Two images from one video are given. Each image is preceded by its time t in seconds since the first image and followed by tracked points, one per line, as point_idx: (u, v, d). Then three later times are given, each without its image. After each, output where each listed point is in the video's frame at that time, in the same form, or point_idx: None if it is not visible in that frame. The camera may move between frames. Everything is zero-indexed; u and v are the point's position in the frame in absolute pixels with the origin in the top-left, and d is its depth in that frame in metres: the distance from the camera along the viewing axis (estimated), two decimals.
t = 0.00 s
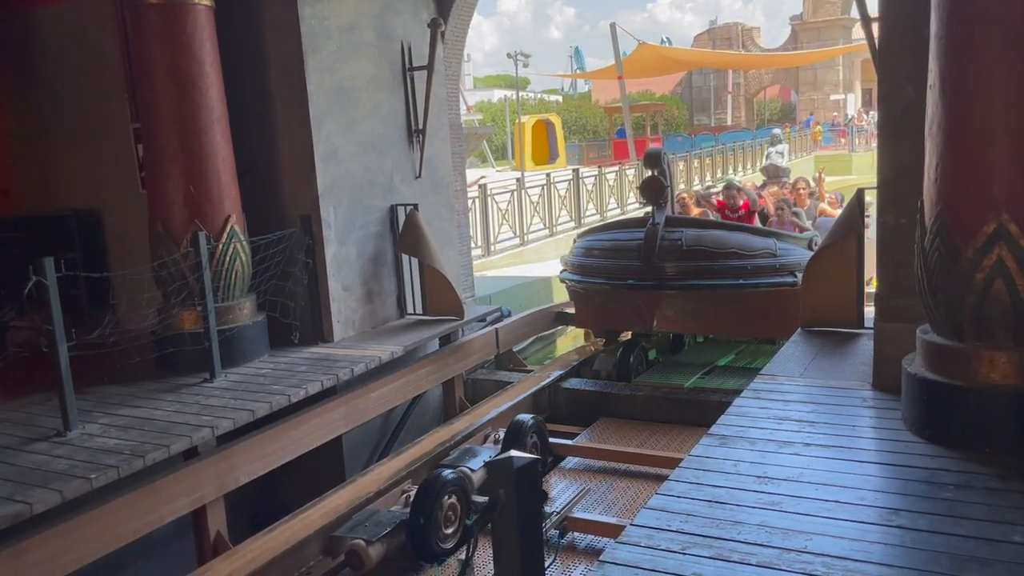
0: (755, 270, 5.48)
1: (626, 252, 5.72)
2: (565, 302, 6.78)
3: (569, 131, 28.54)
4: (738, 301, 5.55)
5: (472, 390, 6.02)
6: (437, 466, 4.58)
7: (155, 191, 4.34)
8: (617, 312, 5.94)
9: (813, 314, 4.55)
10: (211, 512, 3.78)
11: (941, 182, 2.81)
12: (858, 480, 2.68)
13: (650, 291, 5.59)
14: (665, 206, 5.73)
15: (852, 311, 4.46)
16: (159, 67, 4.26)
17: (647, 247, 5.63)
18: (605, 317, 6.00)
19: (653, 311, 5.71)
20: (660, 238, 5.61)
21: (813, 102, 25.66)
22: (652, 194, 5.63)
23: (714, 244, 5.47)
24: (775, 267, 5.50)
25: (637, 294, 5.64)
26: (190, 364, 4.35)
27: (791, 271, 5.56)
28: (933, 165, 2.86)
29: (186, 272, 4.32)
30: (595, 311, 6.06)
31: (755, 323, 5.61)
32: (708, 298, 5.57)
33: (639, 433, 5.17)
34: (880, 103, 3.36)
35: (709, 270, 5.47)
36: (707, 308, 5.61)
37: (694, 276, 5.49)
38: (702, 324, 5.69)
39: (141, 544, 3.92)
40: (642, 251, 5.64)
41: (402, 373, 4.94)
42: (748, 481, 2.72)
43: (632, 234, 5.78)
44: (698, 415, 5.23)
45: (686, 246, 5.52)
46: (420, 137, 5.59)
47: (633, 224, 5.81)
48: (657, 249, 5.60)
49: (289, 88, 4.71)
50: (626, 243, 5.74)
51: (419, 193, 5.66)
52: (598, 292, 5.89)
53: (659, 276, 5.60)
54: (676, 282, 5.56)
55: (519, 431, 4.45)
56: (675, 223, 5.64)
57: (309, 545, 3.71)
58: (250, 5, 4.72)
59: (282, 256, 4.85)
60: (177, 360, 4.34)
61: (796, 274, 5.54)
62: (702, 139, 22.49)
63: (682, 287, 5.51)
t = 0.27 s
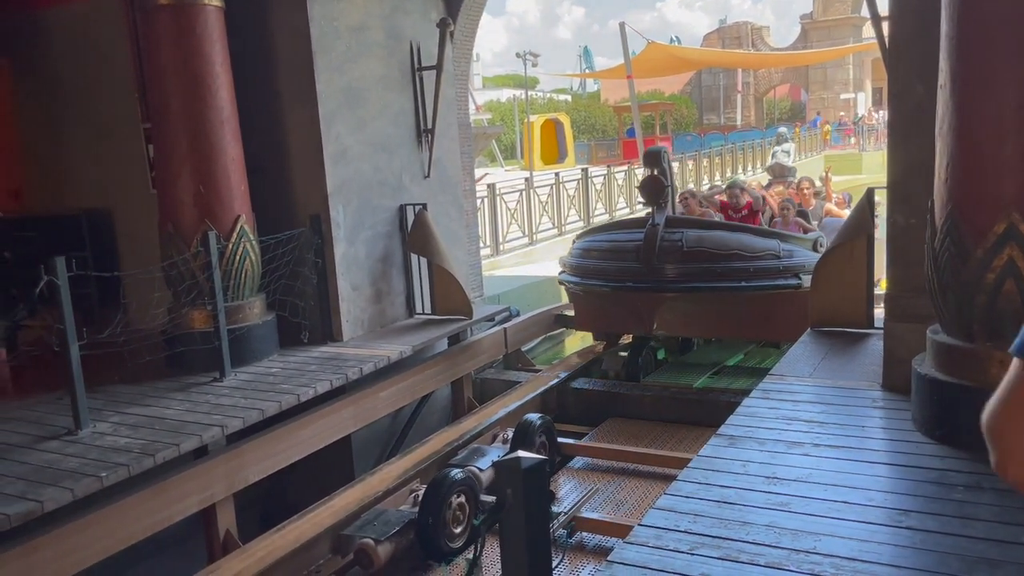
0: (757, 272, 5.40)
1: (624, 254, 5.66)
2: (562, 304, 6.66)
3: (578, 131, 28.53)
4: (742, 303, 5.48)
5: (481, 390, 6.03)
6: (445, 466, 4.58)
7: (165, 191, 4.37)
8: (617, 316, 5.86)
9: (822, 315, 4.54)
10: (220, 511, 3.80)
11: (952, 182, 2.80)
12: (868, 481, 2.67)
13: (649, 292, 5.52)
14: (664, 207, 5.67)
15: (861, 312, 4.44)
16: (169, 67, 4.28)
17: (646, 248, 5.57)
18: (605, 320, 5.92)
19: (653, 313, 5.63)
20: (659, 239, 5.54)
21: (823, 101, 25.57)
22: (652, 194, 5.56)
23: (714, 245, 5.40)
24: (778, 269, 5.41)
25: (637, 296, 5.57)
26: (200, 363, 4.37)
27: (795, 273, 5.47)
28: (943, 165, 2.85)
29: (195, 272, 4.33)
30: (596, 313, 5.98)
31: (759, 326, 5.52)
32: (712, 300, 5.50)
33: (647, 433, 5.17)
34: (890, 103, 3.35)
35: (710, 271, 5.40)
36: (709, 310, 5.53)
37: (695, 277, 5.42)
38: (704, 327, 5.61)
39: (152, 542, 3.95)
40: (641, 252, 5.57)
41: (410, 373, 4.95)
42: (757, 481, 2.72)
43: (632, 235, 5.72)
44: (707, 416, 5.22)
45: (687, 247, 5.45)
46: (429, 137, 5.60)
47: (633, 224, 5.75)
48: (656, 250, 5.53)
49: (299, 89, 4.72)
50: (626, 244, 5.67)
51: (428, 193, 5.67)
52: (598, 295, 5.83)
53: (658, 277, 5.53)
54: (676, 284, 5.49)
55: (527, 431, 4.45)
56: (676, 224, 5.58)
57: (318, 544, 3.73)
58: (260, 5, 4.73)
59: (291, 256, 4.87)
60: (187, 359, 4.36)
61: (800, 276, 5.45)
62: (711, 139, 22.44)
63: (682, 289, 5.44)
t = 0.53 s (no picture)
0: (765, 274, 5.25)
1: (630, 255, 5.50)
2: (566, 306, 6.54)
3: (593, 130, 28.49)
4: (751, 305, 5.36)
5: (495, 390, 6.04)
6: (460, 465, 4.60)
7: (183, 192, 4.40)
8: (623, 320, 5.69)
9: (838, 315, 4.52)
10: (237, 509, 3.83)
11: (969, 182, 2.78)
12: (885, 482, 2.66)
13: (655, 294, 5.36)
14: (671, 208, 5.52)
15: (878, 312, 4.42)
16: (187, 69, 4.31)
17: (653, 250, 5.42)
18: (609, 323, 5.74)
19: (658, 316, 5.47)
20: (665, 240, 5.40)
21: (840, 100, 25.42)
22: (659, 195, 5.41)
23: (723, 247, 5.26)
24: (788, 271, 5.27)
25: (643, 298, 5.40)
26: (218, 363, 4.41)
27: (805, 276, 5.33)
28: (961, 164, 2.83)
29: (213, 272, 4.36)
30: (601, 313, 5.81)
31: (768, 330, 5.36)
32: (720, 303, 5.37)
33: (661, 434, 5.17)
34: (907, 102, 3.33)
35: (718, 273, 5.25)
36: (717, 313, 5.39)
37: (702, 280, 5.27)
38: (712, 328, 5.46)
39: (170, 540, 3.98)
40: (647, 253, 5.42)
41: (425, 373, 4.96)
42: (772, 482, 2.71)
43: (638, 237, 5.57)
44: (723, 416, 5.21)
45: (693, 249, 5.30)
46: (444, 138, 5.61)
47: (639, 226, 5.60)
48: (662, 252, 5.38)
49: (315, 90, 4.75)
50: (632, 245, 5.52)
51: (443, 193, 5.68)
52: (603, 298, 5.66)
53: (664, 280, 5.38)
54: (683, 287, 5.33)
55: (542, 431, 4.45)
56: (683, 226, 5.44)
57: (334, 542, 3.74)
58: (277, 7, 4.77)
59: (308, 256, 4.89)
60: (205, 359, 4.40)
61: (810, 279, 5.32)
62: (727, 138, 22.36)
63: (689, 291, 5.28)
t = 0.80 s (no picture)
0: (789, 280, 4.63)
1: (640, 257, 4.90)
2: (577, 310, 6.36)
3: (616, 129, 28.43)
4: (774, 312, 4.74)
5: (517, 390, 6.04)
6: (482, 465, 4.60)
7: (207, 193, 4.45)
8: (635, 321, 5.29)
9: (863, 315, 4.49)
10: (262, 508, 3.87)
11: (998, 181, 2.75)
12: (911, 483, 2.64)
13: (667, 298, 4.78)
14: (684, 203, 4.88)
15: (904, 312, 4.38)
16: (211, 71, 4.36)
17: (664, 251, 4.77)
18: (617, 330, 5.25)
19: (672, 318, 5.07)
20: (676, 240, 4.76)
21: (866, 97, 25.14)
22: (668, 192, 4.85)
23: (740, 247, 4.66)
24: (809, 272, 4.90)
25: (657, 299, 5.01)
26: (242, 362, 4.44)
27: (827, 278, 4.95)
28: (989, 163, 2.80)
29: (237, 272, 4.40)
30: (609, 320, 5.25)
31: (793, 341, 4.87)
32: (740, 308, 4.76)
33: (685, 434, 5.15)
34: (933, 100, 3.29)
35: (735, 277, 4.64)
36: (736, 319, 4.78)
37: (717, 285, 4.67)
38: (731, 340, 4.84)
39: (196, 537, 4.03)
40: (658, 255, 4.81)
41: (447, 372, 4.98)
42: (797, 483, 2.69)
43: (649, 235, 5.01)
44: (747, 417, 5.18)
45: (706, 252, 4.67)
46: (466, 138, 5.62)
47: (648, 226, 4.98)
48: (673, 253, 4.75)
49: (337, 91, 4.78)
50: (640, 247, 4.90)
51: (465, 193, 5.69)
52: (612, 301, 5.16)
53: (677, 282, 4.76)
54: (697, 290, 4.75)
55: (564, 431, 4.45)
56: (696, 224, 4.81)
57: (357, 541, 3.76)
58: (300, 9, 4.80)
59: (331, 256, 4.92)
60: (230, 358, 4.44)
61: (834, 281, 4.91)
62: (750, 136, 22.23)
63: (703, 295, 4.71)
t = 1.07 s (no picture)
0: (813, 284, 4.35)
1: (658, 259, 4.64)
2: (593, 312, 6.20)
3: (644, 127, 28.27)
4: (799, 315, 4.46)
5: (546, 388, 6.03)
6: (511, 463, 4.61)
7: (239, 193, 4.50)
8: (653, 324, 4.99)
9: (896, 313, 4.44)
10: (294, 505, 3.91)
11: None
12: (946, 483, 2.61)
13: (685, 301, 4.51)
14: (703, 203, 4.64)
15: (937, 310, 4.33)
16: (242, 73, 4.41)
17: (681, 254, 4.52)
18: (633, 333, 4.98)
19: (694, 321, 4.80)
20: (695, 242, 4.52)
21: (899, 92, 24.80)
22: (685, 192, 4.63)
23: (760, 249, 4.41)
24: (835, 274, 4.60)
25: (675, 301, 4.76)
26: (275, 360, 4.49)
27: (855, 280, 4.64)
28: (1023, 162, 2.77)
29: (269, 272, 4.44)
30: (629, 323, 4.94)
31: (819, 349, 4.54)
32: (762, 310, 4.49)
33: (716, 434, 5.12)
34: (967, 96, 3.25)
35: (756, 281, 4.38)
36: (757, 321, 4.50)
37: (738, 288, 4.40)
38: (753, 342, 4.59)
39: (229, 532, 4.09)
40: (676, 257, 4.55)
41: (476, 371, 5.00)
42: (830, 482, 2.67)
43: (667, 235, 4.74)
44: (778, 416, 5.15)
45: (726, 253, 4.44)
46: (493, 137, 5.64)
47: (665, 227, 4.72)
48: (691, 256, 4.50)
49: (367, 91, 4.81)
50: (658, 249, 4.66)
51: (493, 192, 5.71)
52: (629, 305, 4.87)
53: (696, 285, 4.48)
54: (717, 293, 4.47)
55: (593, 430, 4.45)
56: (715, 225, 4.57)
57: (388, 538, 3.79)
58: (330, 10, 4.84)
59: (361, 256, 4.96)
60: (262, 357, 4.49)
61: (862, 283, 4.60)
62: (781, 134, 22.00)
63: (723, 298, 4.43)
